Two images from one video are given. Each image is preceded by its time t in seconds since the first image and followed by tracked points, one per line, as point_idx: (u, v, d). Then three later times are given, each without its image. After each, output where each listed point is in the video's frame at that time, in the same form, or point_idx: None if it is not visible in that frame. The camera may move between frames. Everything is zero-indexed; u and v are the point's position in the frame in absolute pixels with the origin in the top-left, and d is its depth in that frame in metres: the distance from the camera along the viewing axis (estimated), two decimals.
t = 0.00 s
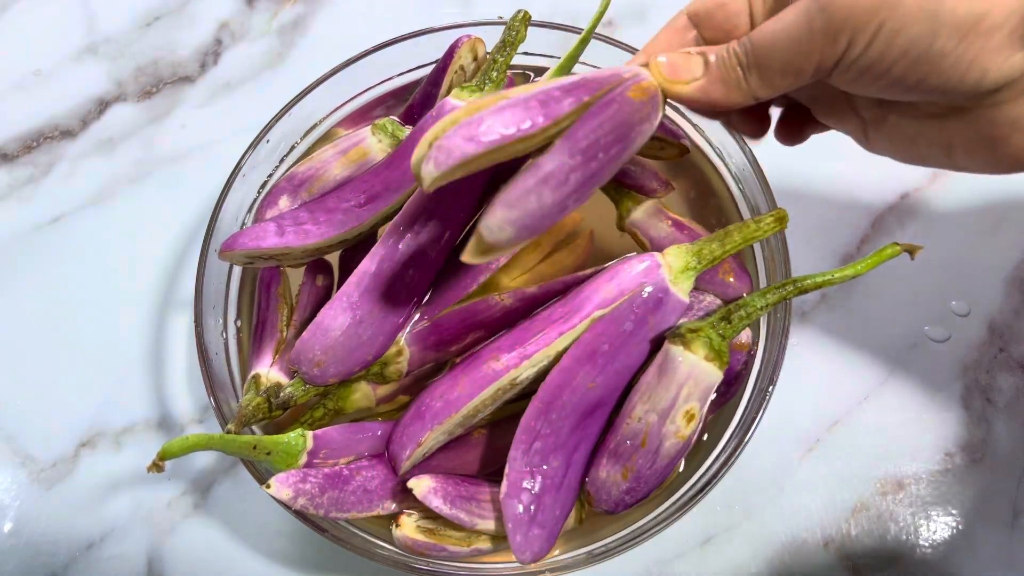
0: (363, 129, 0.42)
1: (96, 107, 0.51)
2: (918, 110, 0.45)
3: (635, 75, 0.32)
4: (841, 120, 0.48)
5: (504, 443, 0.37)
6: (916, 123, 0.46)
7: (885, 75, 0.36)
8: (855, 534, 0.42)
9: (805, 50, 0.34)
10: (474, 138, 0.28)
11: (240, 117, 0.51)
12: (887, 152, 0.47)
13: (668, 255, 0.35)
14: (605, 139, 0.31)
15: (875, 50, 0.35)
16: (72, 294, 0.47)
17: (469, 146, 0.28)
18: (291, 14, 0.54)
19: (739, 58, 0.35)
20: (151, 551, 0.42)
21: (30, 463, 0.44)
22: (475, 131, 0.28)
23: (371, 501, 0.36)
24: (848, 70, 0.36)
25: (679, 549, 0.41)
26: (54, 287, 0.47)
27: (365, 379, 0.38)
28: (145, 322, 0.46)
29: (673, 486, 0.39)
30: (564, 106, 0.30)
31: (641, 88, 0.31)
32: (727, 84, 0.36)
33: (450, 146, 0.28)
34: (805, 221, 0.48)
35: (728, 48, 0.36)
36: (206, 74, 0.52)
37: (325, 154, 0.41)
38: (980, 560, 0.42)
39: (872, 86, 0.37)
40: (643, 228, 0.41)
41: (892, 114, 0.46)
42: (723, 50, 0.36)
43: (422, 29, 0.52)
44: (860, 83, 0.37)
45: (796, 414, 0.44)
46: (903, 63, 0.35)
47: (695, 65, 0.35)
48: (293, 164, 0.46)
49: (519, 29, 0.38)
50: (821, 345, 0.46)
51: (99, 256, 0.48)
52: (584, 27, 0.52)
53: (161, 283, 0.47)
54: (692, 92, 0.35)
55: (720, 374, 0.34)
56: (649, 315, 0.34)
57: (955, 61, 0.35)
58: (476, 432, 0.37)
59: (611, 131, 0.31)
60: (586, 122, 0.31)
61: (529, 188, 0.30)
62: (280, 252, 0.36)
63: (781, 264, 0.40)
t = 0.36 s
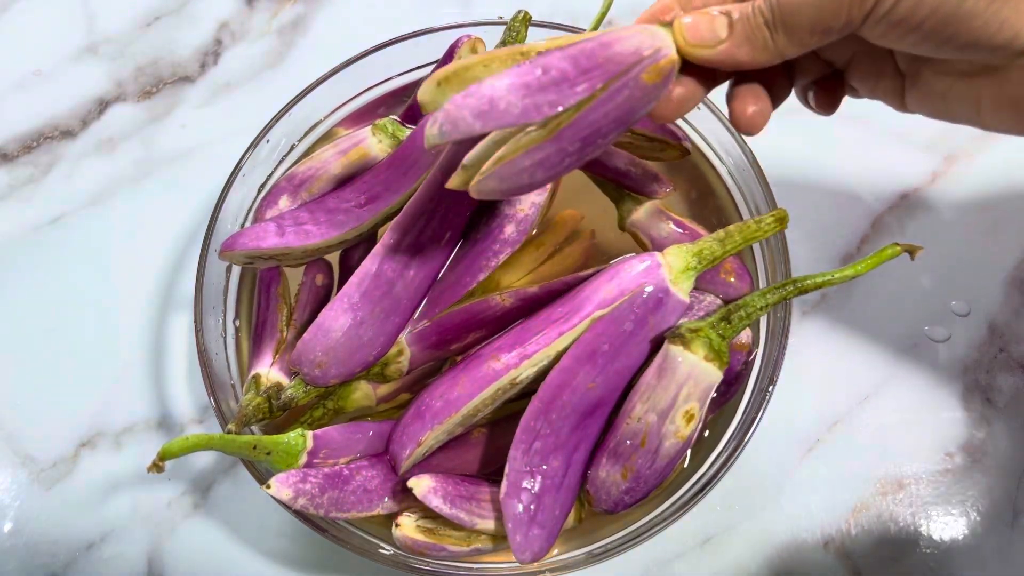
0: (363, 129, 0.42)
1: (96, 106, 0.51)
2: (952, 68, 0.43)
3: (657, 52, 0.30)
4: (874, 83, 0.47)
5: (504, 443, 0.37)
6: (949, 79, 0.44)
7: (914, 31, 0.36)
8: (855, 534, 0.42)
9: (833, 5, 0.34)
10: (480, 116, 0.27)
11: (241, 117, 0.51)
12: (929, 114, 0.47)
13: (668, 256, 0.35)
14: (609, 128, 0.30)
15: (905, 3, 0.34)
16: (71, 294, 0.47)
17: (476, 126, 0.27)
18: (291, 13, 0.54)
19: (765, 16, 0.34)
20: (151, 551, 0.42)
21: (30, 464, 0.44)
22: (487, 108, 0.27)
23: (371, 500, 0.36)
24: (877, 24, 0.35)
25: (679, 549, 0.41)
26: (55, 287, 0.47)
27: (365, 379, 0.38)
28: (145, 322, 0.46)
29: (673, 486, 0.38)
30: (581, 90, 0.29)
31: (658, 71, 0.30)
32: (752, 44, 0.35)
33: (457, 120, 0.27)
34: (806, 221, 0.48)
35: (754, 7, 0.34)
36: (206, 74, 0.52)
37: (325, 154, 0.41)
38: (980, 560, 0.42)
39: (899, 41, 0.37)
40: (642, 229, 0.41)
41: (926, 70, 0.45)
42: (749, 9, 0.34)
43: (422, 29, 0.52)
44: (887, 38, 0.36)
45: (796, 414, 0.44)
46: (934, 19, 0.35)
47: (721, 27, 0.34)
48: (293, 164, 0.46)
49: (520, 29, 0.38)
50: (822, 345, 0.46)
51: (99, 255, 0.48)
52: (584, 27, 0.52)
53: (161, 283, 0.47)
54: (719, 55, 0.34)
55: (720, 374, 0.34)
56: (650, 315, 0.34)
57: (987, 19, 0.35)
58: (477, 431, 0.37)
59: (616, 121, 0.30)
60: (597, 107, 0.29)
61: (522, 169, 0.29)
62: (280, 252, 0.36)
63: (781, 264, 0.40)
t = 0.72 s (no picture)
0: (363, 129, 0.42)
1: (96, 106, 0.51)
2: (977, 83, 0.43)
3: (686, 73, 0.31)
4: (895, 102, 0.47)
5: (505, 443, 0.37)
6: (974, 96, 0.44)
7: (940, 45, 0.35)
8: (855, 534, 0.42)
9: (858, 20, 0.34)
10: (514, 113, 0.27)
11: (241, 117, 0.51)
12: (951, 133, 0.46)
13: (668, 255, 0.35)
14: (638, 143, 0.30)
15: (932, 18, 0.34)
16: (72, 294, 0.47)
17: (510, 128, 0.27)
18: (291, 13, 0.54)
19: (790, 36, 0.35)
20: (151, 551, 0.42)
21: (30, 463, 0.44)
22: (524, 112, 0.28)
23: (371, 501, 0.36)
24: (903, 38, 0.35)
25: (679, 549, 0.41)
26: (55, 287, 0.47)
27: (365, 379, 0.38)
28: (145, 322, 0.46)
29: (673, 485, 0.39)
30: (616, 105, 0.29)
31: (688, 93, 0.31)
32: (777, 62, 0.36)
33: (492, 119, 0.27)
34: (806, 221, 0.48)
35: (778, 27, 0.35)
36: (207, 74, 0.52)
37: (325, 154, 0.41)
38: (979, 560, 0.42)
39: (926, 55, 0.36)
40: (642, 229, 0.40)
41: (949, 88, 0.44)
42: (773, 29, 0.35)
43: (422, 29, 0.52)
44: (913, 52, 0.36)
45: (796, 414, 0.44)
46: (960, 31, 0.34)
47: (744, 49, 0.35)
48: (293, 164, 0.46)
49: (520, 29, 0.38)
50: (821, 345, 0.46)
51: (99, 256, 0.48)
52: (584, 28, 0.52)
53: (161, 282, 0.47)
54: (744, 77, 0.35)
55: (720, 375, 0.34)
56: (649, 315, 0.34)
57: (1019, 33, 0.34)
58: (477, 431, 0.37)
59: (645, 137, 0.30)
60: (630, 123, 0.30)
61: (553, 177, 0.29)
62: (280, 252, 0.36)
63: (780, 264, 0.40)
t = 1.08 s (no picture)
0: (363, 129, 0.42)
1: (96, 106, 0.51)
2: None
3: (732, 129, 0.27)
4: (933, 151, 0.43)
5: (505, 443, 0.37)
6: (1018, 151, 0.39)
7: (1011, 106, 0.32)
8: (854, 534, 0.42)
9: (925, 75, 0.30)
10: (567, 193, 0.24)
11: (241, 117, 0.51)
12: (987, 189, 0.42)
13: (668, 256, 0.36)
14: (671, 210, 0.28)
15: (1001, 83, 0.31)
16: (72, 294, 0.47)
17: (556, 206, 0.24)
18: (290, 13, 0.54)
19: (850, 90, 0.30)
20: (151, 551, 0.42)
21: (30, 463, 0.44)
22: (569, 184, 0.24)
23: (371, 501, 0.36)
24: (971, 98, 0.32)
25: (679, 548, 0.41)
26: (55, 287, 0.47)
27: (366, 378, 0.38)
28: (145, 322, 0.46)
29: (674, 484, 0.38)
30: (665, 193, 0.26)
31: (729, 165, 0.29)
32: (835, 119, 0.31)
33: (541, 193, 0.24)
34: (806, 222, 0.48)
35: (833, 78, 0.31)
36: (207, 74, 0.52)
37: (325, 154, 0.41)
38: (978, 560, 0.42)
39: (991, 116, 0.33)
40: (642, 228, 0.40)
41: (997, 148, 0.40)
42: (827, 82, 0.31)
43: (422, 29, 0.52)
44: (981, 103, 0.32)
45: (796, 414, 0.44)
46: None
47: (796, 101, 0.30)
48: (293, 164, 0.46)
49: (520, 29, 0.38)
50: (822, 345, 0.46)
51: (99, 257, 0.48)
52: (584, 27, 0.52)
53: (162, 282, 0.47)
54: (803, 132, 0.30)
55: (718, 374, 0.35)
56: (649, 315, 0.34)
57: None
58: (477, 431, 0.37)
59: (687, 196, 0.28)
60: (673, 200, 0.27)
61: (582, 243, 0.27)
62: (281, 252, 0.36)
63: (780, 264, 0.40)
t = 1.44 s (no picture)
0: (363, 129, 0.42)
1: (96, 106, 0.51)
2: None
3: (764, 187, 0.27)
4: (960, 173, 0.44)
5: (505, 443, 0.37)
6: None
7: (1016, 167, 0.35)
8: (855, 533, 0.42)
9: (964, 143, 0.31)
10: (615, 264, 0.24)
11: (241, 117, 0.51)
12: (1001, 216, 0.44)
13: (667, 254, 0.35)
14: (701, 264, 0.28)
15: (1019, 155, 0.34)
16: (72, 295, 0.47)
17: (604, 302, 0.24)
18: (290, 14, 0.54)
19: (883, 149, 0.31)
20: (151, 551, 0.42)
21: (30, 464, 0.44)
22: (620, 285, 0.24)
23: (371, 500, 0.36)
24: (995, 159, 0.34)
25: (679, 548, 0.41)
26: (55, 287, 0.47)
27: (365, 377, 0.38)
28: (145, 322, 0.46)
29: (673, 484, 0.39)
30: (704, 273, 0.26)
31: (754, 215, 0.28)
32: (866, 174, 0.32)
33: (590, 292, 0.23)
34: (806, 222, 0.48)
35: (867, 131, 0.32)
36: (206, 74, 0.52)
37: (325, 154, 0.41)
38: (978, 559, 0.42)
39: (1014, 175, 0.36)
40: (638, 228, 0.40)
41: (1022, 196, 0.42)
42: (863, 134, 0.32)
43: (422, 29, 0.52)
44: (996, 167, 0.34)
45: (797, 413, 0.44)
46: None
47: (831, 155, 0.32)
48: (293, 164, 0.46)
49: (520, 30, 0.38)
50: (822, 345, 0.46)
51: (99, 257, 0.48)
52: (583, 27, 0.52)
53: (162, 282, 0.47)
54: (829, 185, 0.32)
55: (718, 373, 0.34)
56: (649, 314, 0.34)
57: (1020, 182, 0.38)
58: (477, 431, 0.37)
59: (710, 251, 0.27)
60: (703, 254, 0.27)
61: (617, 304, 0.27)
62: (280, 252, 0.36)
63: (780, 264, 0.40)
